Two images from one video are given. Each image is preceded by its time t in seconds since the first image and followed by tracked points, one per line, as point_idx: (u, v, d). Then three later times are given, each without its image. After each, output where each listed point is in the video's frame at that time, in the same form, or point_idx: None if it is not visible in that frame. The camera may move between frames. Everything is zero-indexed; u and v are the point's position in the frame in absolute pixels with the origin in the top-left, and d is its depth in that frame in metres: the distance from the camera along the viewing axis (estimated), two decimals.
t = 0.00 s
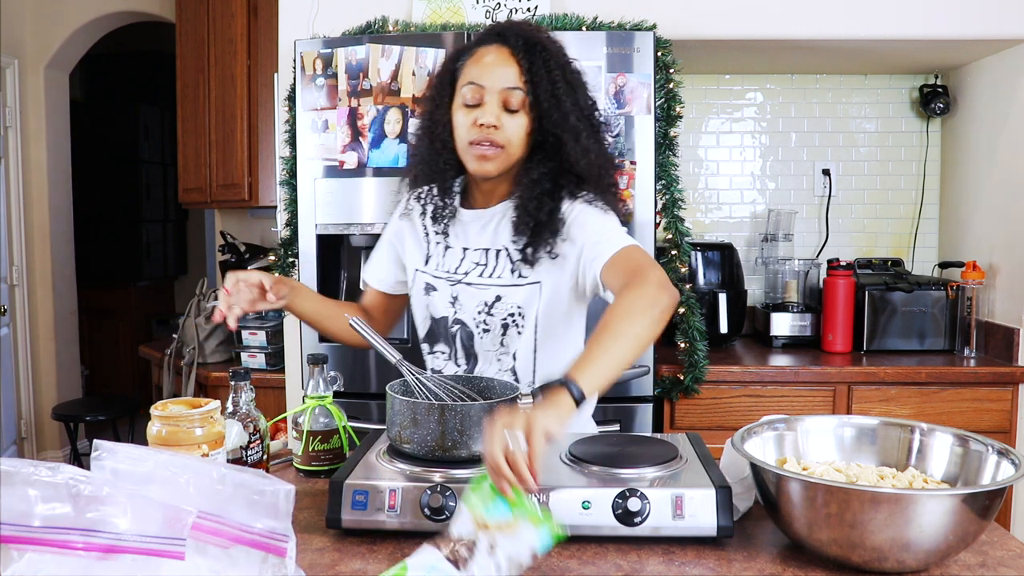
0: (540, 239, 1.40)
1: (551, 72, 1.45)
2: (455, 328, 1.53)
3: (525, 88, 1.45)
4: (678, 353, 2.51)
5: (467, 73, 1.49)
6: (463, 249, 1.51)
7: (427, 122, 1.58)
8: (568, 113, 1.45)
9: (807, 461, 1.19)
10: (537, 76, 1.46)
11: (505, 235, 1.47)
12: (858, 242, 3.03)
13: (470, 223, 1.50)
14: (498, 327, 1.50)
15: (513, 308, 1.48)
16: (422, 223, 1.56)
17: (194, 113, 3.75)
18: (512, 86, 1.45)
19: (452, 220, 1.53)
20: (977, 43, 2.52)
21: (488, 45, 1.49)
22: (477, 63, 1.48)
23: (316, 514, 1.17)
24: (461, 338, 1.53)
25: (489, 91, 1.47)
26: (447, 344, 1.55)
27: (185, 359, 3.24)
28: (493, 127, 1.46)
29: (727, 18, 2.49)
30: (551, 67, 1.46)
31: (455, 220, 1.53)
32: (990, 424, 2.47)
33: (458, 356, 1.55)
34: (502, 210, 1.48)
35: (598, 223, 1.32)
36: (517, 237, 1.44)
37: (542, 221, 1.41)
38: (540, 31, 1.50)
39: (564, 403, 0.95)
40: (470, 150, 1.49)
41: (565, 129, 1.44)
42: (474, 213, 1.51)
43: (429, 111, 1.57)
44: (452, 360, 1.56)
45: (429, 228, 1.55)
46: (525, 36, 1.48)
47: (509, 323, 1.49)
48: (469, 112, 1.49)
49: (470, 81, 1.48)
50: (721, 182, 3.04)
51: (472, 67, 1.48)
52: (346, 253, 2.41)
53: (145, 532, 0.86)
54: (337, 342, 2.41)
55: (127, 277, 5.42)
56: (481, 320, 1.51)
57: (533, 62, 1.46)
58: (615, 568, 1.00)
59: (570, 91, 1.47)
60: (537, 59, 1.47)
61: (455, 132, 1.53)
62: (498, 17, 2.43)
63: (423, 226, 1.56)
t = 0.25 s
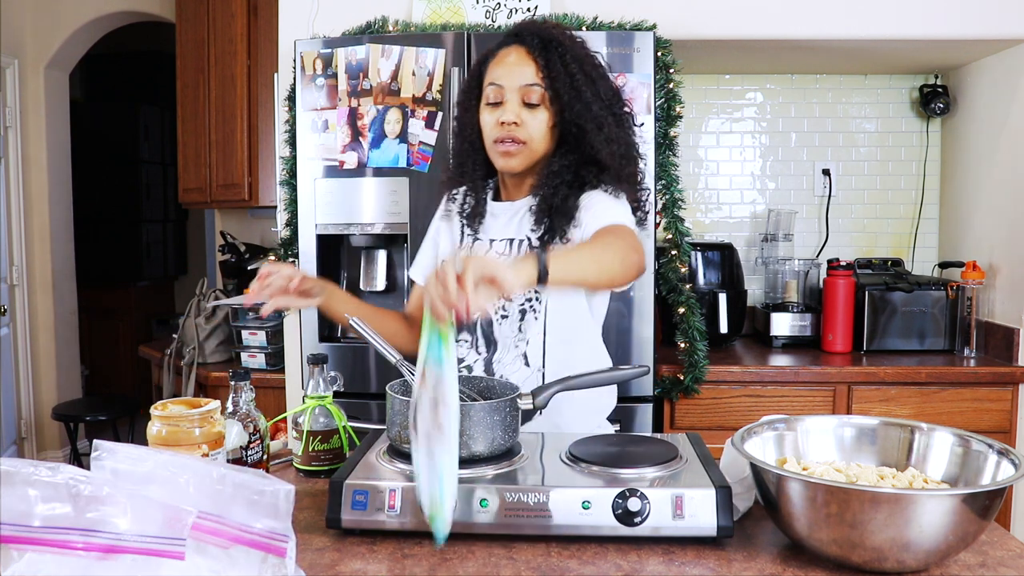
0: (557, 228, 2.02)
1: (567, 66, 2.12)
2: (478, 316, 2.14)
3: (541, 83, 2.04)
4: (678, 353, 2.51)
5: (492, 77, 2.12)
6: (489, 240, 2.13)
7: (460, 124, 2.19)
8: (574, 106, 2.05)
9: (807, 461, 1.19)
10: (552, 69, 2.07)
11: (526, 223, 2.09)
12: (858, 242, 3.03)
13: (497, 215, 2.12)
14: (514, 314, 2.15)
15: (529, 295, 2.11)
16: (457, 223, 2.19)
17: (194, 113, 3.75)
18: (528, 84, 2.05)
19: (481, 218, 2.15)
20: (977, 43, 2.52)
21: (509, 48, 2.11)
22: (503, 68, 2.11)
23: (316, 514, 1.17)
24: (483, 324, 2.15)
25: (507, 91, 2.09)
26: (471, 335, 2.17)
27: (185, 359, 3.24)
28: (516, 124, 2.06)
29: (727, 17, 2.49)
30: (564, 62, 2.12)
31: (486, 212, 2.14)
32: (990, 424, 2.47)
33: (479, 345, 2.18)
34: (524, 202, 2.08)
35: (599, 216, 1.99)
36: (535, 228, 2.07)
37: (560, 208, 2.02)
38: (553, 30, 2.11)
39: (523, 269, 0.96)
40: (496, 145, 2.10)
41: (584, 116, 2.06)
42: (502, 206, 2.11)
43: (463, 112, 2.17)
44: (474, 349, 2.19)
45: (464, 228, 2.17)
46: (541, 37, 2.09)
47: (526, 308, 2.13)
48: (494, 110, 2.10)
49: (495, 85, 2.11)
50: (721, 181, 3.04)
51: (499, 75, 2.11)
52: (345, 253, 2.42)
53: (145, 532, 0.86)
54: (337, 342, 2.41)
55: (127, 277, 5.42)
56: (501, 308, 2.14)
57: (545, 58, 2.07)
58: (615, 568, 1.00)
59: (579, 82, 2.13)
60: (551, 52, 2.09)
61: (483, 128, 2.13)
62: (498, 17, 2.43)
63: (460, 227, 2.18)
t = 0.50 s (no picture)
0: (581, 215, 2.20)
1: (564, 71, 2.21)
2: (497, 306, 2.24)
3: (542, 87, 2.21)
4: (678, 353, 2.51)
5: (498, 81, 2.23)
6: (502, 233, 2.25)
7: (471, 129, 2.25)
8: (574, 102, 2.21)
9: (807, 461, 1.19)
10: (552, 74, 2.21)
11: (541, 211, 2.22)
12: (858, 241, 3.03)
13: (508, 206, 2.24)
14: (535, 295, 2.23)
15: (551, 276, 2.23)
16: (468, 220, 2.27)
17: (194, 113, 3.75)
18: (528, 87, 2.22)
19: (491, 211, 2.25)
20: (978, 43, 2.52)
21: (511, 57, 2.22)
22: (507, 75, 2.23)
23: (316, 514, 1.17)
24: (504, 312, 2.24)
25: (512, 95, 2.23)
26: (489, 326, 2.25)
27: (185, 358, 3.24)
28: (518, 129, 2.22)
29: (727, 17, 2.49)
30: (561, 65, 2.21)
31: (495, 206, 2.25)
32: (990, 424, 2.47)
33: (499, 336, 2.24)
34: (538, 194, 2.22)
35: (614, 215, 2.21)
36: (554, 217, 2.21)
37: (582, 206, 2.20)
38: (550, 36, 2.22)
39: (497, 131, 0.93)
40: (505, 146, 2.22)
41: (585, 117, 2.20)
42: (513, 200, 2.23)
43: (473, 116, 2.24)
44: (495, 340, 2.25)
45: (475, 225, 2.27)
46: (540, 44, 2.22)
47: (549, 288, 2.22)
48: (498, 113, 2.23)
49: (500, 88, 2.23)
50: (721, 181, 3.04)
51: (504, 78, 2.23)
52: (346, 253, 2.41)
53: (145, 533, 0.86)
54: (337, 342, 2.41)
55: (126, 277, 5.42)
56: (521, 292, 2.23)
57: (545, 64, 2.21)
58: (615, 568, 1.00)
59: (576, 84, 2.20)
60: (551, 57, 2.22)
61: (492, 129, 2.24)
62: (498, 17, 2.43)
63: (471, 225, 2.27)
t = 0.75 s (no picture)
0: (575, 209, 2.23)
1: (560, 80, 2.20)
2: (494, 305, 2.25)
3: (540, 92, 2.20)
4: (678, 352, 2.51)
5: (496, 88, 2.22)
6: (500, 233, 2.24)
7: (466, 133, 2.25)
8: (574, 112, 2.19)
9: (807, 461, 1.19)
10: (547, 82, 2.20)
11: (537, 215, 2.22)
12: (858, 241, 3.03)
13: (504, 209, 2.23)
14: (531, 298, 2.24)
15: (548, 280, 2.23)
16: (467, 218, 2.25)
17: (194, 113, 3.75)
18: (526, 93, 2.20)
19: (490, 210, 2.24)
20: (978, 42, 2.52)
21: (510, 65, 2.22)
22: (506, 80, 2.22)
23: (316, 514, 1.17)
24: (499, 312, 2.24)
25: (510, 101, 2.22)
26: (483, 325, 2.25)
27: (185, 358, 3.24)
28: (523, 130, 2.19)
29: (727, 17, 2.49)
30: (556, 74, 2.20)
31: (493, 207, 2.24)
32: (990, 424, 2.47)
33: (493, 334, 2.25)
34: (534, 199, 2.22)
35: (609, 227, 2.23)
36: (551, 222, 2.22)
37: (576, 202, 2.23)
38: (546, 46, 2.21)
39: None
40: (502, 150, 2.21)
41: (580, 123, 2.19)
42: (511, 201, 2.23)
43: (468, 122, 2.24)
44: (487, 338, 2.25)
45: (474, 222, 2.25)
46: (536, 53, 2.21)
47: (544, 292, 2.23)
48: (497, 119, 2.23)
49: (498, 94, 2.22)
50: (721, 182, 3.04)
51: (504, 84, 2.22)
52: (346, 252, 2.41)
53: (146, 532, 0.86)
54: (337, 342, 2.40)
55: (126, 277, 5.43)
56: (518, 293, 2.24)
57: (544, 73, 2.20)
58: (615, 568, 1.00)
59: (572, 93, 2.20)
60: (546, 66, 2.21)
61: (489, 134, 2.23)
62: (498, 17, 2.43)
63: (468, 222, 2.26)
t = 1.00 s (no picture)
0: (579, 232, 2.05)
1: (549, 86, 2.10)
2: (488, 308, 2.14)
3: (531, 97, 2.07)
4: (678, 353, 2.51)
5: (489, 94, 2.13)
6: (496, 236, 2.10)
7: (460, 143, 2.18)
8: (567, 119, 2.07)
9: (807, 461, 1.19)
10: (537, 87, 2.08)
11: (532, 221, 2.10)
12: (858, 241, 3.03)
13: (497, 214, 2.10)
14: (527, 305, 2.11)
15: (544, 288, 2.10)
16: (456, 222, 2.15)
17: (194, 113, 3.75)
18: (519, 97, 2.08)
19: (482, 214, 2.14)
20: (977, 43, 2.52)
21: (502, 72, 2.15)
22: (499, 87, 2.12)
23: (316, 514, 1.17)
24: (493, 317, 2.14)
25: (502, 107, 2.09)
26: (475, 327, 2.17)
27: (185, 359, 3.24)
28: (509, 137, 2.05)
29: (727, 17, 2.49)
30: (548, 81, 2.12)
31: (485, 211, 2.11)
32: (990, 424, 2.47)
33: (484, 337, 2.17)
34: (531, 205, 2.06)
35: (606, 251, 2.05)
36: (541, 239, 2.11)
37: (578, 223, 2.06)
38: (535, 52, 2.16)
39: None
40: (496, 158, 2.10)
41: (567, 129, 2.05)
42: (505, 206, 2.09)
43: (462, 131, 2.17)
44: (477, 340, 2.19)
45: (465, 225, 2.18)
46: (528, 60, 2.14)
47: (540, 300, 2.10)
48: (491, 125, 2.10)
49: (490, 100, 2.11)
50: (721, 182, 3.04)
51: (496, 91, 2.12)
52: (346, 252, 2.42)
53: (145, 533, 0.86)
54: (337, 342, 2.41)
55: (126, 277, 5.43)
56: (513, 298, 2.11)
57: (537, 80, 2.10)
58: (615, 568, 1.00)
59: (564, 101, 2.10)
60: (536, 72, 2.13)
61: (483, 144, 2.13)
62: (498, 17, 2.43)
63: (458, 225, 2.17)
